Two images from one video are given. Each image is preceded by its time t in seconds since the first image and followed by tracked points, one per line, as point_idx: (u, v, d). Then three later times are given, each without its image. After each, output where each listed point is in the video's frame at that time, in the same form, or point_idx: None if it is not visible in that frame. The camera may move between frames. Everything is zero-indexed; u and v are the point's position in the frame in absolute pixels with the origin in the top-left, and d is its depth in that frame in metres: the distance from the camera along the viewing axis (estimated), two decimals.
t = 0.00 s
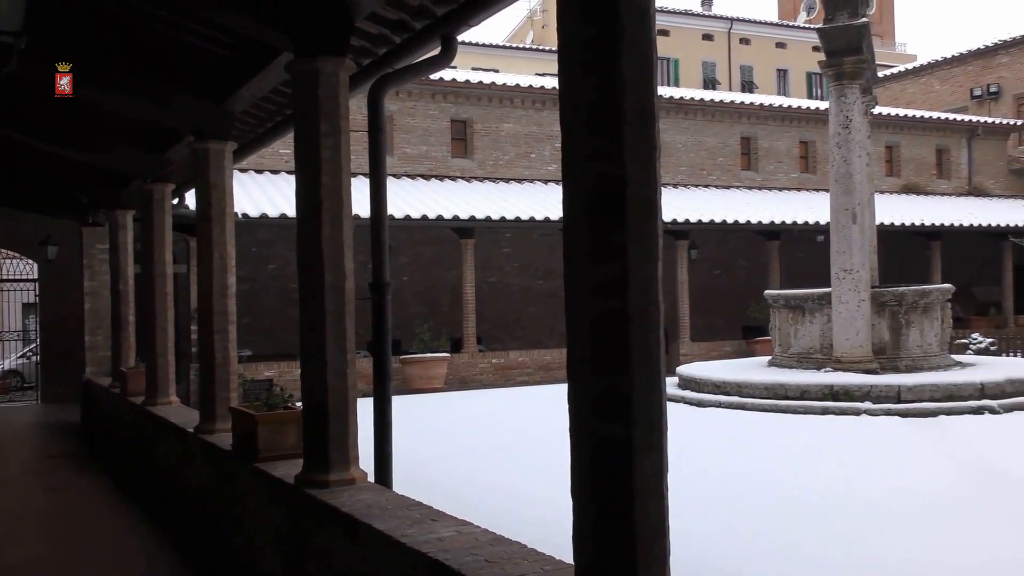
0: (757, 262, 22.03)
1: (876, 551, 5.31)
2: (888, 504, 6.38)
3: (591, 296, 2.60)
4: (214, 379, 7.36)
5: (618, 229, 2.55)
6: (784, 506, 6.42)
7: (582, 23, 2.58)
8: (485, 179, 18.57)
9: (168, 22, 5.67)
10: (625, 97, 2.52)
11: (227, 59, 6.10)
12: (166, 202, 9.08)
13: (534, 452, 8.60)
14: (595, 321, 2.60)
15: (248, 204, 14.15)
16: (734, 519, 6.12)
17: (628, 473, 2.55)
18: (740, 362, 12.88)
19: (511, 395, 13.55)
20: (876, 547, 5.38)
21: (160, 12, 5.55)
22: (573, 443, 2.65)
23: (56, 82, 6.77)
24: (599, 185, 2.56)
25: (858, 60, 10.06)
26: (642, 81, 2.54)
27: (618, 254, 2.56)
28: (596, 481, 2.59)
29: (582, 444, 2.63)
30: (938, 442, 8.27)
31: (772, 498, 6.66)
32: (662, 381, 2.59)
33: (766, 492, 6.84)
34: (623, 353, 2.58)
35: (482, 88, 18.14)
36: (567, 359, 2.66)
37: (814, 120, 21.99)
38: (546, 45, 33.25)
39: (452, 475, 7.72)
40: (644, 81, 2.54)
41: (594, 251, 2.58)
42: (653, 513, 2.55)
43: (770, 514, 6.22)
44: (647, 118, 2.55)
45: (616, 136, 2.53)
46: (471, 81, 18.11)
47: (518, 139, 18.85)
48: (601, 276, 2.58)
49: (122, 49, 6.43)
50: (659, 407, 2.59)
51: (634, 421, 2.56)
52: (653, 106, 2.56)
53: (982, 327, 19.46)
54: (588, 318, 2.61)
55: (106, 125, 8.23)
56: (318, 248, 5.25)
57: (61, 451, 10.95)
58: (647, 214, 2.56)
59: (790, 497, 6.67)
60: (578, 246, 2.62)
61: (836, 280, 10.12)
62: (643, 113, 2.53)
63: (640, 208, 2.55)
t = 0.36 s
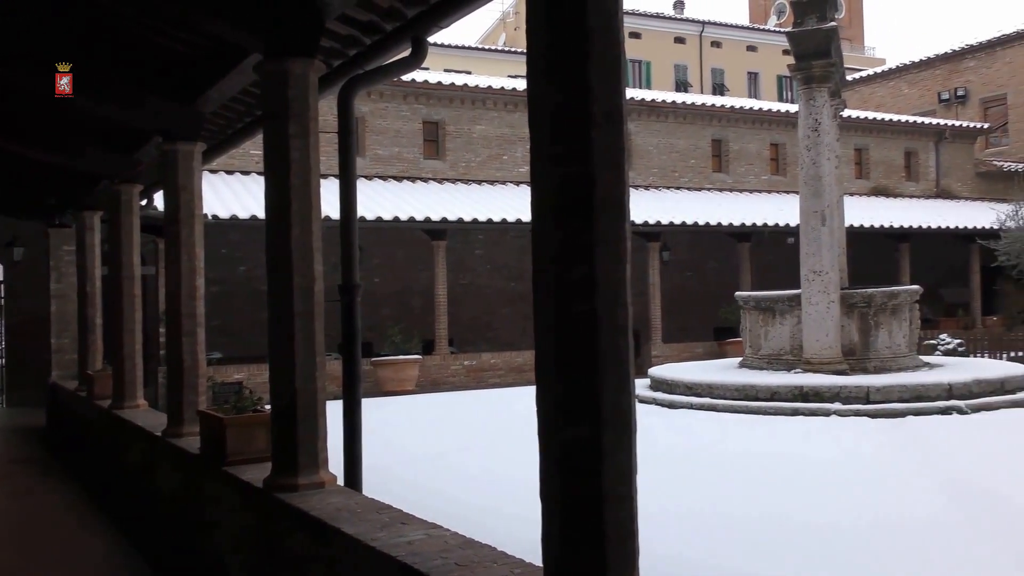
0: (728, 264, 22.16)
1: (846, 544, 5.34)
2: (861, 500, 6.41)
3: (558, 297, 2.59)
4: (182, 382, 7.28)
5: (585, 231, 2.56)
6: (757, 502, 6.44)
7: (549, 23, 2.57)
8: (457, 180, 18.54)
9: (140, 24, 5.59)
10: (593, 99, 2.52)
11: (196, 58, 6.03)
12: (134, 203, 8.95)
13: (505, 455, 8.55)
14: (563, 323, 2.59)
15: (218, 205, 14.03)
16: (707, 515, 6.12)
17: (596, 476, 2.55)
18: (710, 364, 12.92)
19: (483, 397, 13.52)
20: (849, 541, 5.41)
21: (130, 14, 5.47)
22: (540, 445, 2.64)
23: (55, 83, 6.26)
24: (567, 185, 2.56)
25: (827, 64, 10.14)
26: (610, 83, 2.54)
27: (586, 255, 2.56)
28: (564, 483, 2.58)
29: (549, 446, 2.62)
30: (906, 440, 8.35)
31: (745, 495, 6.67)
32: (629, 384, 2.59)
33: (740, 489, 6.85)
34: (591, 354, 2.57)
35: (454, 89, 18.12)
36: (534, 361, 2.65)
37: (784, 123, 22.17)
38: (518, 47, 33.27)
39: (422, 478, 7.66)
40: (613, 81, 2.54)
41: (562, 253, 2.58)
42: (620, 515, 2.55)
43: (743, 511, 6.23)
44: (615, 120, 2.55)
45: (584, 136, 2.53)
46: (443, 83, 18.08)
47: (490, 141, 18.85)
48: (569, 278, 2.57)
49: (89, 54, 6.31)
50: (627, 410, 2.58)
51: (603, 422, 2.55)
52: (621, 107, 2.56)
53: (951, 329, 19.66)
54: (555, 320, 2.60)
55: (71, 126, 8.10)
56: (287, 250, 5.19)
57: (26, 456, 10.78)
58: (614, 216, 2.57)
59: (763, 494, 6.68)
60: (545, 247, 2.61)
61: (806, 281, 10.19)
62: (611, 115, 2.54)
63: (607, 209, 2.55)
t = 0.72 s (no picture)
0: (696, 266, 22.29)
1: (814, 544, 5.38)
2: (829, 501, 6.46)
3: (522, 299, 2.59)
4: (146, 385, 7.19)
5: (548, 233, 2.56)
6: (726, 503, 6.48)
7: (512, 25, 2.57)
8: (425, 182, 18.49)
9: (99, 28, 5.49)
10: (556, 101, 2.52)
11: (160, 59, 5.98)
12: (98, 204, 8.85)
13: (473, 458, 8.53)
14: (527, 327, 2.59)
15: (184, 206, 13.91)
16: (677, 517, 6.15)
17: (560, 482, 2.55)
18: (677, 366, 12.96)
19: (450, 400, 13.48)
20: (816, 542, 5.44)
21: (90, 19, 5.40)
22: (505, 450, 2.64)
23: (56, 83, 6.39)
24: (530, 187, 2.56)
25: (793, 68, 10.22)
26: (574, 82, 2.54)
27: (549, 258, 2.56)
28: (528, 487, 2.59)
29: (514, 451, 2.62)
30: (872, 440, 8.43)
31: (714, 495, 6.71)
32: (594, 388, 2.59)
33: (710, 490, 6.88)
34: (554, 357, 2.57)
35: (422, 91, 18.09)
36: (499, 364, 2.65)
37: (751, 126, 22.36)
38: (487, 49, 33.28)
39: (387, 481, 7.62)
40: (576, 82, 2.54)
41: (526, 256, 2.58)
42: (586, 521, 2.55)
43: (712, 512, 6.25)
44: (580, 121, 2.55)
45: (547, 138, 2.53)
46: (411, 84, 18.06)
47: (458, 143, 18.83)
48: (533, 282, 2.57)
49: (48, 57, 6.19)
50: (593, 415, 2.59)
51: (566, 426, 2.56)
52: (585, 108, 2.56)
53: (916, 331, 19.87)
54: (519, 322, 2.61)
55: (32, 127, 7.98)
56: (252, 254, 5.13)
57: None
58: (580, 217, 2.57)
59: (733, 495, 6.72)
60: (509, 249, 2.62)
61: (772, 284, 10.26)
62: (575, 117, 2.54)
63: (572, 211, 2.56)
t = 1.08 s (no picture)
0: (660, 269, 22.42)
1: (776, 540, 5.46)
2: (788, 497, 6.60)
3: (485, 300, 2.77)
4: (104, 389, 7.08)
5: (510, 243, 2.74)
6: (689, 501, 6.58)
7: (476, 46, 2.75)
8: (390, 185, 18.42)
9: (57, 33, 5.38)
10: (520, 111, 2.71)
11: (120, 61, 5.91)
12: (56, 205, 8.72)
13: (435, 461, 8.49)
14: (490, 325, 2.77)
15: (143, 208, 13.73)
16: (639, 514, 6.24)
17: (520, 473, 2.73)
18: (641, 369, 13.01)
19: (413, 402, 13.43)
20: (776, 536, 5.56)
21: (45, 23, 5.31)
22: (467, 441, 2.82)
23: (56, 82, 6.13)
24: (495, 192, 2.75)
25: (755, 73, 10.33)
26: (536, 98, 2.73)
27: (513, 260, 2.74)
28: (492, 486, 2.77)
29: (475, 442, 2.80)
30: (830, 439, 8.60)
31: (676, 493, 6.82)
32: (553, 384, 2.78)
33: (673, 488, 6.98)
34: (516, 362, 2.75)
35: (387, 92, 18.05)
36: (464, 369, 2.83)
37: (713, 130, 22.54)
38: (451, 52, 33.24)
39: (348, 486, 7.55)
40: (539, 94, 2.73)
41: (489, 259, 2.77)
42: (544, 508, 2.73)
43: (673, 510, 6.35)
44: (542, 129, 2.74)
45: (511, 146, 2.72)
46: (374, 86, 17.98)
47: (422, 146, 18.77)
48: (496, 283, 2.76)
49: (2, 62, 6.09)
50: (551, 410, 2.77)
51: (527, 427, 2.74)
52: (545, 119, 2.75)
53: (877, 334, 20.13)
54: (482, 322, 2.78)
55: None
56: (212, 256, 5.05)
57: None
58: (540, 221, 2.75)
59: (694, 493, 6.83)
60: (474, 250, 2.79)
61: (734, 287, 10.34)
62: (537, 131, 2.72)
63: (533, 216, 2.74)
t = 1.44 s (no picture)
0: (622, 273, 22.50)
1: (734, 540, 5.52)
2: (747, 497, 6.67)
3: (445, 302, 2.80)
4: (57, 393, 6.94)
5: (470, 247, 2.77)
6: (648, 501, 6.63)
7: (435, 53, 2.79)
8: (351, 187, 18.31)
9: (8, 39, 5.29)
10: (479, 114, 2.74)
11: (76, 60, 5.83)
12: (9, 206, 8.56)
13: (394, 465, 8.45)
14: (449, 328, 2.80)
15: (100, 208, 13.52)
16: (598, 515, 6.27)
17: (478, 477, 2.75)
18: (601, 372, 13.06)
19: (373, 406, 13.37)
20: (736, 536, 5.62)
21: None
22: (425, 444, 2.84)
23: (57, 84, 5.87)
24: (453, 195, 2.78)
25: (716, 78, 10.42)
26: (496, 103, 2.76)
27: (472, 262, 2.76)
28: (450, 491, 2.78)
29: (433, 446, 2.82)
30: (787, 440, 8.70)
31: (634, 494, 6.86)
32: (512, 387, 2.80)
33: (632, 489, 7.02)
34: (476, 367, 2.77)
35: (349, 94, 17.96)
36: (423, 373, 2.84)
37: (675, 134, 22.71)
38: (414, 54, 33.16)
39: (306, 490, 7.47)
40: (498, 97, 2.76)
41: (449, 262, 2.79)
42: (502, 513, 2.75)
43: (633, 510, 6.39)
44: (501, 132, 2.77)
45: (471, 149, 2.75)
46: (336, 87, 17.87)
47: (385, 148, 18.69)
48: (455, 285, 2.78)
49: None
50: (510, 413, 2.79)
51: (486, 432, 2.76)
52: (504, 121, 2.78)
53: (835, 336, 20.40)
54: (441, 324, 2.81)
55: None
56: (169, 259, 4.97)
57: None
58: (499, 224, 2.78)
59: (653, 493, 6.88)
60: (433, 252, 2.82)
61: (695, 290, 10.42)
62: (497, 136, 2.76)
63: (492, 218, 2.77)
